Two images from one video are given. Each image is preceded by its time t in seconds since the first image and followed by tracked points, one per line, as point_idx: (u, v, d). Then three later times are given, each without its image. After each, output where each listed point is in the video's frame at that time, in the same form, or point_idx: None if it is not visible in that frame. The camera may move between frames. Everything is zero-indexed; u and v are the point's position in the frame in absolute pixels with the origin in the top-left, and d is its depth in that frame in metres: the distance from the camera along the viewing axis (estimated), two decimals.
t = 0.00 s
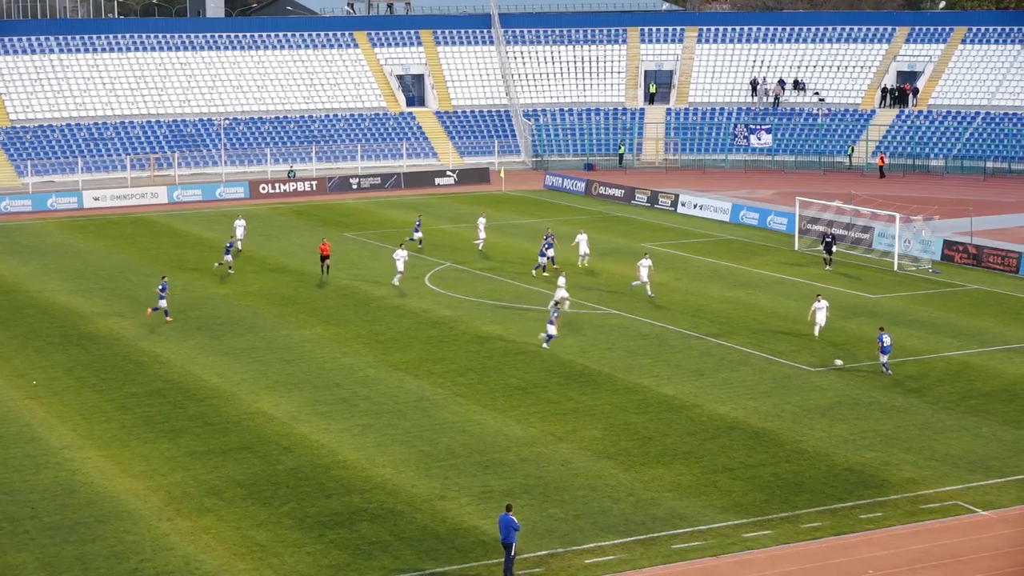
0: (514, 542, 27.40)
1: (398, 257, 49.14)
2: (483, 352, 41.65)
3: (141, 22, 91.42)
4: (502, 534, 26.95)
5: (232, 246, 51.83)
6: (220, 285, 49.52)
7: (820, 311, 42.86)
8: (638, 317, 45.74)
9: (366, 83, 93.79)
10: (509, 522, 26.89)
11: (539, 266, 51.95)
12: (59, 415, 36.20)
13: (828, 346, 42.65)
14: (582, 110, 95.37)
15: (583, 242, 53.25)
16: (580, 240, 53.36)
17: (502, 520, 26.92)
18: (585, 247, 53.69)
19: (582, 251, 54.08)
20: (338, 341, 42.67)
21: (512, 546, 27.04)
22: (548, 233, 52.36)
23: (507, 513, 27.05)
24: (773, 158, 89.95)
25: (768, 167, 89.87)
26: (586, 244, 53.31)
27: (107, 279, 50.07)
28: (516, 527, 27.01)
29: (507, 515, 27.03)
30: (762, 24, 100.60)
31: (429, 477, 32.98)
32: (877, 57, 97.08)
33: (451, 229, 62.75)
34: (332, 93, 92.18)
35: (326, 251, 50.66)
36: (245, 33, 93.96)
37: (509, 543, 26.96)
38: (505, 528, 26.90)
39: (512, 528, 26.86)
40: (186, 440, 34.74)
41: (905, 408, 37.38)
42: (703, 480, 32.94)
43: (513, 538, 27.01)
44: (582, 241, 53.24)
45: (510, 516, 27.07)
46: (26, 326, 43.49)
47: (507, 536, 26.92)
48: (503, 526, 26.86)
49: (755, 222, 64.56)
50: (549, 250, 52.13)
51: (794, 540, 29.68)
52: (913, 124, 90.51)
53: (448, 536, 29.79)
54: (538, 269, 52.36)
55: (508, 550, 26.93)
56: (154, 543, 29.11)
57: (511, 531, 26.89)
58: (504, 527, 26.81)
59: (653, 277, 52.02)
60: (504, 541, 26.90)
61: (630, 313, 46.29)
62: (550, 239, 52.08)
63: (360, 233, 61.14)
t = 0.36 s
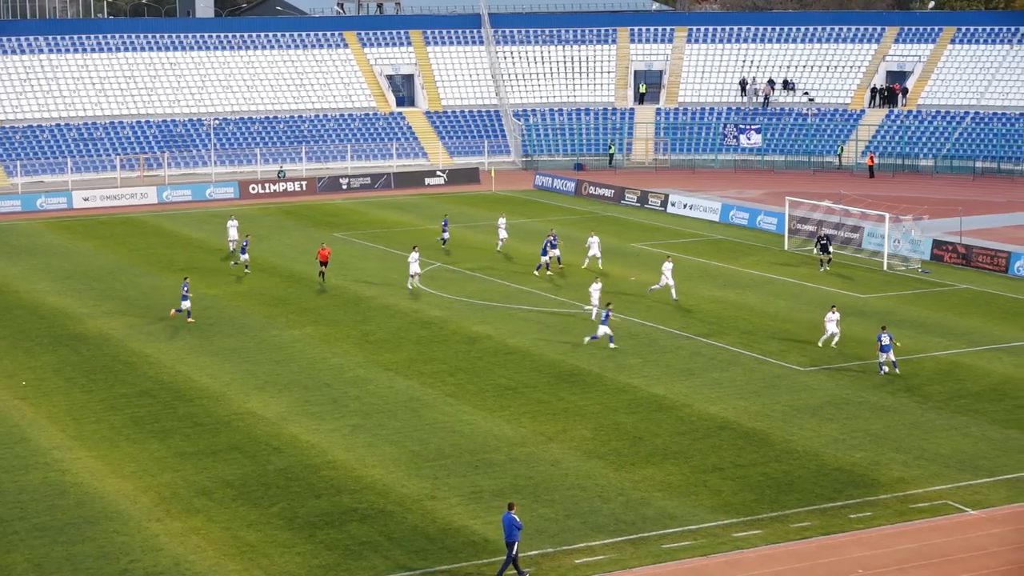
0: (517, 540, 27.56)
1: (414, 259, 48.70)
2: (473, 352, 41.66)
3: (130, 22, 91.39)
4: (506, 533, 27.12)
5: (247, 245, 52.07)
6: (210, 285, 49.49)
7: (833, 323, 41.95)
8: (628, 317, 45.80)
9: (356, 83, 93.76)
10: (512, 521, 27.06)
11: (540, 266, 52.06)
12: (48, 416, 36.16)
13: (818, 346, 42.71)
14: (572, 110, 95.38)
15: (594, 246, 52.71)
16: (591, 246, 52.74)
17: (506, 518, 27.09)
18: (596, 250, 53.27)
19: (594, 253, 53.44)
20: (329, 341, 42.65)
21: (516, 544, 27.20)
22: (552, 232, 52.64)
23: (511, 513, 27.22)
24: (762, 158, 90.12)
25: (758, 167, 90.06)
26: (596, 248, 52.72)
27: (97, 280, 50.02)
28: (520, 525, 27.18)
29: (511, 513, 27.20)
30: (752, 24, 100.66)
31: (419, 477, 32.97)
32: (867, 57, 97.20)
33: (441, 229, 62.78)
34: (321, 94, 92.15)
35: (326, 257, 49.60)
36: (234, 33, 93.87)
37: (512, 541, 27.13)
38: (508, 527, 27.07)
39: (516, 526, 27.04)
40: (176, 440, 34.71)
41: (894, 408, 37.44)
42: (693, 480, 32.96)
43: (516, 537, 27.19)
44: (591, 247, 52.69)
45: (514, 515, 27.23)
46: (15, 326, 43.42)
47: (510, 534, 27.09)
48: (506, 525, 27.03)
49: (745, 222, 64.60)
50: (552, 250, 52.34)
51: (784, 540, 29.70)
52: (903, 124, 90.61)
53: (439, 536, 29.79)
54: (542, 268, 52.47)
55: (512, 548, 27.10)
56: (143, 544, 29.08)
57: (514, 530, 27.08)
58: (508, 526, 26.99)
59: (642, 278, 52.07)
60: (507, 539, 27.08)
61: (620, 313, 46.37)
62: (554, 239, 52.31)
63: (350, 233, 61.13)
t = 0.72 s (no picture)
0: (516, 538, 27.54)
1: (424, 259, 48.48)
2: (461, 353, 41.66)
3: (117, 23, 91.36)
4: (505, 531, 27.10)
5: (259, 242, 52.11)
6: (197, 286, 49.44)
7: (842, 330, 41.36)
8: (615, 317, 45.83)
9: (342, 83, 93.73)
10: (512, 520, 27.05)
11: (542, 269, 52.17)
12: (34, 416, 36.10)
13: (804, 346, 42.76)
14: (559, 110, 95.42)
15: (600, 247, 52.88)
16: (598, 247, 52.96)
17: (505, 518, 27.06)
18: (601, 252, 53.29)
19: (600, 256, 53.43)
20: (316, 341, 42.64)
21: (516, 543, 27.22)
22: (553, 235, 52.79)
23: (511, 511, 27.22)
24: (749, 159, 90.32)
25: (745, 167, 90.25)
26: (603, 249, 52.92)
27: (84, 280, 49.96)
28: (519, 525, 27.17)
29: (511, 512, 27.16)
30: (739, 24, 100.74)
31: (407, 477, 32.95)
32: (853, 57, 97.32)
33: (428, 230, 62.78)
34: (308, 94, 92.12)
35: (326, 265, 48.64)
36: (220, 33, 93.77)
37: (512, 540, 27.14)
38: (508, 526, 27.07)
39: (515, 525, 27.03)
40: (163, 441, 34.66)
41: (881, 407, 37.48)
42: (680, 480, 32.97)
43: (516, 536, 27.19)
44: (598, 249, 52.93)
45: (513, 513, 27.20)
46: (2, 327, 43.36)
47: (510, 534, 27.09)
48: (506, 524, 27.02)
49: (732, 222, 64.66)
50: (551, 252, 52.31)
51: (771, 540, 29.72)
52: (889, 124, 90.79)
53: (426, 537, 29.78)
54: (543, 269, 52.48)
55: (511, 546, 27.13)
56: (130, 544, 29.04)
57: (514, 529, 27.07)
58: (507, 525, 26.97)
59: (630, 278, 52.11)
60: (506, 538, 27.10)
61: (607, 313, 46.44)
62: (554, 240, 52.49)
63: (337, 234, 61.12)
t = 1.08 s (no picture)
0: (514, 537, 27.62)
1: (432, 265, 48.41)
2: (446, 353, 41.65)
3: (101, 23, 91.22)
4: (504, 529, 27.19)
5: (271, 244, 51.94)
6: (182, 287, 49.38)
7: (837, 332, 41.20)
8: (600, 317, 45.85)
9: (327, 83, 93.66)
10: (511, 518, 27.17)
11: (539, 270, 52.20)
12: (18, 417, 36.02)
13: (789, 345, 42.82)
14: (544, 110, 95.47)
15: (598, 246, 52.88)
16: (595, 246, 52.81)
17: (506, 516, 27.16)
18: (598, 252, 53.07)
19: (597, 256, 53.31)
20: (301, 341, 42.62)
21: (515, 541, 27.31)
22: (553, 235, 52.92)
23: (510, 509, 27.32)
24: (733, 158, 90.42)
25: (729, 167, 90.37)
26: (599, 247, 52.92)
27: (69, 281, 49.86)
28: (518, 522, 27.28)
29: (510, 511, 27.28)
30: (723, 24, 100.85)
31: (392, 478, 32.93)
32: (837, 57, 97.47)
33: (412, 230, 62.78)
34: (292, 94, 92.07)
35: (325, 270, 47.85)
36: (204, 33, 93.65)
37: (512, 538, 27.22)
38: (508, 524, 27.16)
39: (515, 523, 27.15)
40: (147, 442, 34.62)
41: (865, 407, 37.54)
42: (664, 480, 32.98)
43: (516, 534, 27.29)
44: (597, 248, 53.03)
45: (512, 511, 27.32)
46: None
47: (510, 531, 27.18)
48: (506, 522, 27.12)
49: (716, 222, 64.73)
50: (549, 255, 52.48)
51: (755, 539, 29.75)
52: (873, 124, 90.95)
53: (411, 537, 29.76)
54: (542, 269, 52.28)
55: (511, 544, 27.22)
56: (114, 545, 28.98)
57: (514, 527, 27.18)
58: (506, 522, 27.08)
59: (614, 278, 52.16)
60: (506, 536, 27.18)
61: (592, 313, 46.45)
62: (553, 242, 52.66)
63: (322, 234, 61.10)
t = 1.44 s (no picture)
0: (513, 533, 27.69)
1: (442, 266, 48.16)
2: (432, 353, 41.65)
3: (85, 23, 91.10)
4: (505, 525, 27.26)
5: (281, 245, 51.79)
6: (167, 287, 49.33)
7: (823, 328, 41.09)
8: (586, 317, 45.86)
9: (312, 83, 93.61)
10: (512, 514, 27.26)
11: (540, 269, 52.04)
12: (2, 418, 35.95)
13: (774, 345, 42.87)
14: (529, 110, 95.52)
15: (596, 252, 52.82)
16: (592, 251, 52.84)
17: (507, 512, 27.24)
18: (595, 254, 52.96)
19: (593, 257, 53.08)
20: (287, 342, 42.61)
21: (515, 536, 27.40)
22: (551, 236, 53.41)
23: (511, 505, 27.38)
24: (718, 158, 90.56)
25: (714, 167, 90.51)
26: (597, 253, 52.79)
27: (55, 282, 49.77)
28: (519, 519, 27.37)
29: (511, 507, 27.37)
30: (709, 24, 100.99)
31: (377, 478, 32.91)
32: (822, 57, 97.61)
33: (398, 230, 62.79)
34: (277, 94, 92.01)
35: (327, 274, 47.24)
36: (189, 33, 93.55)
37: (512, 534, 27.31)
38: (509, 520, 27.25)
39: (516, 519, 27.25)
40: (132, 442, 34.57)
41: (851, 407, 37.59)
42: (650, 480, 32.99)
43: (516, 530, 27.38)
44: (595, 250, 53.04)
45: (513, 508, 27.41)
46: None
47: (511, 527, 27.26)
48: (506, 518, 27.20)
49: (701, 222, 64.79)
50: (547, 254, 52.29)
51: (740, 539, 29.76)
52: (858, 124, 91.08)
53: (397, 537, 29.74)
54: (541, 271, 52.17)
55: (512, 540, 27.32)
56: (100, 546, 28.93)
57: (515, 522, 27.27)
58: (508, 519, 27.15)
59: (599, 278, 52.20)
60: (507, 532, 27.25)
61: (577, 313, 46.45)
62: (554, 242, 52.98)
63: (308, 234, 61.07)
